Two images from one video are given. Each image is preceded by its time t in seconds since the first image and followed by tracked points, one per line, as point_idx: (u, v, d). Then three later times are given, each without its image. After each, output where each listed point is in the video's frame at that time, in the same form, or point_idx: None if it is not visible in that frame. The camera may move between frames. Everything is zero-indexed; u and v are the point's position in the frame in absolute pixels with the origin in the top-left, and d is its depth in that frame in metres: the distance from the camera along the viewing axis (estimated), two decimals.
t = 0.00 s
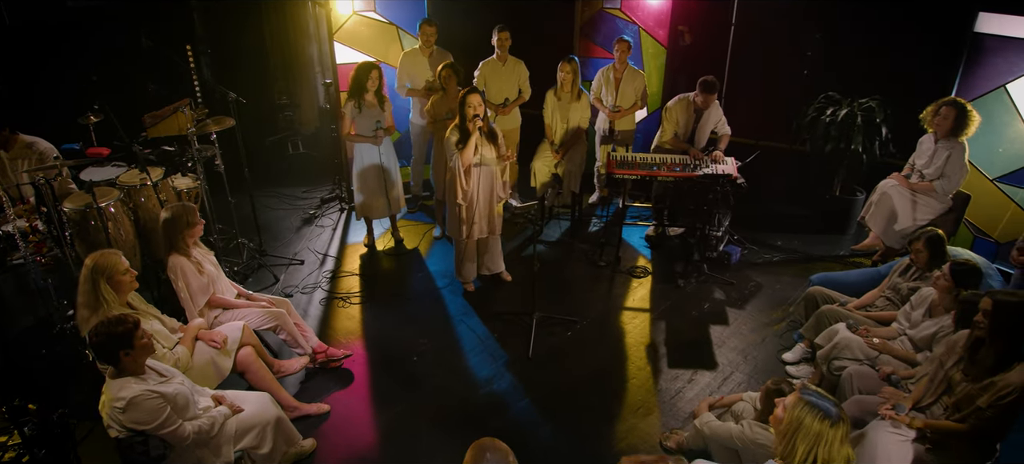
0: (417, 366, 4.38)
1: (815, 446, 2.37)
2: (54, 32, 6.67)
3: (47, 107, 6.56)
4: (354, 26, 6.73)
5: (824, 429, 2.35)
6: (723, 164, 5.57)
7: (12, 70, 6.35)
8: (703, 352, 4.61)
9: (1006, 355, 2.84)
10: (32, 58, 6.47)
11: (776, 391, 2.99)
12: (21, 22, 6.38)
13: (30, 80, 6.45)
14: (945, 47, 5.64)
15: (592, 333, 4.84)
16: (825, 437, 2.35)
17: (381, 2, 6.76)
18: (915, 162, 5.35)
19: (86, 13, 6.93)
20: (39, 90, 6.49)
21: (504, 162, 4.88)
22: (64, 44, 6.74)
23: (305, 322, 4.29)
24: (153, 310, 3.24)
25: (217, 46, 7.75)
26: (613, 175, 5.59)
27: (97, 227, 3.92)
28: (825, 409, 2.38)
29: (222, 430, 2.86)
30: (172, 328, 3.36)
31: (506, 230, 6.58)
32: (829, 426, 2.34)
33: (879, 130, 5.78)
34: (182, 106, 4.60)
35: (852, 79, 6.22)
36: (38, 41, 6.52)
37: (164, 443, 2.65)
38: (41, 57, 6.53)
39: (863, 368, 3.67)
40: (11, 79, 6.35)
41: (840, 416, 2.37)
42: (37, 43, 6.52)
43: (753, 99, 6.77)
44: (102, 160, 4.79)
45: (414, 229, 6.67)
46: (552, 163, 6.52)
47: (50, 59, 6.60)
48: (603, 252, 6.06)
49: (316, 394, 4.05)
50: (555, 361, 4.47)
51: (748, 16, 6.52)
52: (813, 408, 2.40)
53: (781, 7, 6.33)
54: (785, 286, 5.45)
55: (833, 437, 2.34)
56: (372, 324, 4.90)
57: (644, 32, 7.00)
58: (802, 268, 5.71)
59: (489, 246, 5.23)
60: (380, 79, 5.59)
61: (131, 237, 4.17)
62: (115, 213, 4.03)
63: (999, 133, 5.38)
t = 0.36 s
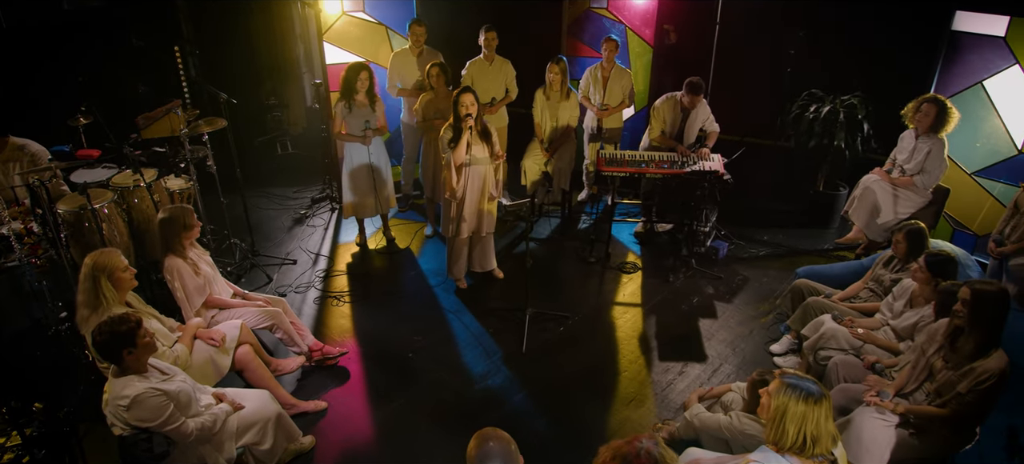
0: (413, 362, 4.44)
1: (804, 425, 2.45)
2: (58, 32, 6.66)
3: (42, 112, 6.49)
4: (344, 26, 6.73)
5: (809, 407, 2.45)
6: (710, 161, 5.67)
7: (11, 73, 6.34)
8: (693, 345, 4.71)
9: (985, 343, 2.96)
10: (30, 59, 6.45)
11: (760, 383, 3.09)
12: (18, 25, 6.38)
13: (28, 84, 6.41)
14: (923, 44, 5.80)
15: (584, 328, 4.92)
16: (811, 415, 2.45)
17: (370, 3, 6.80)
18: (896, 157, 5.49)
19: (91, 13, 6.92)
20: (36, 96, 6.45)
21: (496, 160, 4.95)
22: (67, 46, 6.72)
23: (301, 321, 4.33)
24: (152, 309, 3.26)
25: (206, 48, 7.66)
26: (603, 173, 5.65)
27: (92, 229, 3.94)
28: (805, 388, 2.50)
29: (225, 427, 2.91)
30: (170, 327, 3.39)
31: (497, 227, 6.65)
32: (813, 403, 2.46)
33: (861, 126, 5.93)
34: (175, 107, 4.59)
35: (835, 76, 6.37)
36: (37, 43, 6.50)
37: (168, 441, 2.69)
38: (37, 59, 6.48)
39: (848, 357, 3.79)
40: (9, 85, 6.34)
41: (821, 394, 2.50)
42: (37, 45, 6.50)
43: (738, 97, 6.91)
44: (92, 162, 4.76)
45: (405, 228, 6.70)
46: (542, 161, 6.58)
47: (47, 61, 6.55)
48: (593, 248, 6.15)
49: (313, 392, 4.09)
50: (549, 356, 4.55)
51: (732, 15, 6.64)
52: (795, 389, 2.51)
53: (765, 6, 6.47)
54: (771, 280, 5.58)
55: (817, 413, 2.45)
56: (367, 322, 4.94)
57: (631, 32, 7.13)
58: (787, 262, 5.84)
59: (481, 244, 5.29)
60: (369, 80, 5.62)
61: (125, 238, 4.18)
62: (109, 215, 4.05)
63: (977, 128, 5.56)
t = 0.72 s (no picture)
0: (409, 359, 4.49)
1: (793, 411, 2.54)
2: (57, 36, 6.64)
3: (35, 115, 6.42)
4: (334, 28, 6.76)
5: (799, 394, 2.54)
6: (697, 159, 5.76)
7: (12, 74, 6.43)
8: (684, 340, 4.81)
9: (964, 332, 3.07)
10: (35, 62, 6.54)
11: (745, 378, 3.14)
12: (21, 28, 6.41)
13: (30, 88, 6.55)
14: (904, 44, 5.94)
15: (577, 323, 5.01)
16: (800, 401, 2.53)
17: (360, 5, 6.84)
18: (880, 154, 5.62)
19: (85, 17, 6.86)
20: (36, 98, 6.57)
21: (497, 159, 5.01)
22: (67, 47, 6.72)
23: (297, 320, 4.37)
24: (151, 309, 3.29)
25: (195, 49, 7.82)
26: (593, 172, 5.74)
27: (88, 231, 3.96)
28: (795, 376, 2.59)
29: (228, 424, 2.95)
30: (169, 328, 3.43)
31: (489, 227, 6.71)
32: (802, 390, 2.54)
33: (844, 124, 6.07)
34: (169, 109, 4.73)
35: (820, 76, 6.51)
36: (38, 46, 6.54)
37: (172, 438, 2.74)
38: (44, 61, 6.59)
39: (834, 349, 3.90)
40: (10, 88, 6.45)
41: (810, 381, 2.59)
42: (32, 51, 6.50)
43: (724, 96, 7.03)
44: (85, 165, 4.76)
45: (397, 227, 6.75)
46: (533, 161, 6.64)
47: (52, 65, 6.65)
48: (584, 246, 6.23)
49: (310, 390, 4.13)
50: (543, 351, 4.63)
51: (718, 16, 6.76)
52: (786, 376, 2.61)
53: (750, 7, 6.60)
54: (759, 275, 5.70)
55: (806, 400, 2.54)
56: (362, 321, 4.99)
57: (618, 32, 7.20)
58: (774, 257, 5.97)
59: (482, 241, 5.38)
60: (362, 81, 5.65)
61: (120, 240, 4.20)
62: (105, 217, 4.07)
63: (956, 126, 5.72)
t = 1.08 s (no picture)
0: (405, 358, 4.55)
1: (786, 405, 2.59)
2: (51, 39, 6.75)
3: (24, 119, 6.39)
4: (324, 31, 6.76)
5: (791, 388, 2.59)
6: (684, 159, 5.87)
7: (11, 73, 6.40)
8: (674, 336, 4.91)
9: (945, 324, 3.19)
10: (32, 61, 6.57)
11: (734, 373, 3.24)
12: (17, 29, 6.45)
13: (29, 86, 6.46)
14: (883, 45, 6.09)
15: (570, 321, 5.09)
16: (793, 395, 2.59)
17: (351, 8, 6.89)
18: (862, 153, 5.76)
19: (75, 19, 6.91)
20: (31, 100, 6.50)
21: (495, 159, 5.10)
22: (65, 48, 6.81)
23: (293, 321, 4.42)
24: (150, 312, 3.33)
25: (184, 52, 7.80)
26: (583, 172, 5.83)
27: (85, 235, 4.01)
28: (786, 372, 2.66)
29: (229, 423, 3.00)
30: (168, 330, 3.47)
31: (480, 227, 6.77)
32: (794, 384, 2.60)
33: (828, 123, 6.22)
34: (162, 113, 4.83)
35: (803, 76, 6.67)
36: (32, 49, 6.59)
37: (175, 437, 2.79)
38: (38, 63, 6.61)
39: (820, 342, 4.01)
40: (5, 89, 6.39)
41: (799, 376, 2.66)
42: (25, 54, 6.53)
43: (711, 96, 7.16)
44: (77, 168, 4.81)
45: (389, 228, 6.80)
46: (524, 161, 6.88)
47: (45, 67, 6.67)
48: (575, 245, 6.32)
49: (308, 390, 4.18)
50: (536, 348, 4.71)
51: (703, 18, 6.89)
52: (778, 373, 2.66)
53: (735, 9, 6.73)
54: (746, 272, 5.82)
55: (798, 394, 2.60)
56: (358, 321, 5.03)
57: (606, 34, 7.28)
58: (760, 255, 6.09)
59: (478, 239, 5.43)
60: (355, 83, 5.69)
61: (116, 244, 4.22)
62: (102, 221, 4.10)
63: (937, 124, 5.87)
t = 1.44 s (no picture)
0: (400, 358, 4.62)
1: (773, 398, 2.70)
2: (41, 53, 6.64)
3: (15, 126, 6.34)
4: (315, 35, 6.83)
5: (774, 381, 2.71)
6: (673, 159, 5.98)
7: None
8: (664, 333, 5.02)
9: (924, 319, 3.32)
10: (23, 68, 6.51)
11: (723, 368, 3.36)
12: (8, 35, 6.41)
13: (29, 91, 6.44)
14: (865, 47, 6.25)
15: (562, 320, 5.18)
16: (778, 387, 2.71)
17: (343, 13, 6.93)
18: (845, 153, 5.90)
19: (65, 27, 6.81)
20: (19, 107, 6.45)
21: (482, 164, 5.22)
22: (57, 55, 6.71)
23: (289, 323, 4.47)
24: (150, 316, 3.37)
25: (176, 58, 7.80)
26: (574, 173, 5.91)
27: (81, 239, 4.08)
28: (767, 367, 2.76)
29: (230, 423, 3.06)
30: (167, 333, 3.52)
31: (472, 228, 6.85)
32: (777, 377, 2.72)
33: (812, 123, 6.36)
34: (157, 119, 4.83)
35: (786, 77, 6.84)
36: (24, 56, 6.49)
37: (177, 438, 2.84)
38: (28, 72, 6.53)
39: (806, 338, 4.13)
40: None
41: (780, 369, 2.77)
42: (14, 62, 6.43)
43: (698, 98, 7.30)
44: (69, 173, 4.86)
45: (381, 230, 6.85)
46: (514, 162, 6.90)
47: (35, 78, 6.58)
48: (566, 245, 6.41)
49: (304, 390, 4.24)
50: (529, 348, 4.79)
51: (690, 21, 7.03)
52: (760, 370, 2.76)
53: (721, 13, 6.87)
54: (733, 270, 5.95)
55: (782, 385, 2.72)
56: (351, 322, 5.09)
57: (594, 37, 7.41)
58: (747, 253, 6.22)
59: (468, 240, 5.51)
60: (347, 87, 5.75)
61: (112, 248, 4.31)
62: (96, 226, 4.18)
63: (918, 123, 6.02)
